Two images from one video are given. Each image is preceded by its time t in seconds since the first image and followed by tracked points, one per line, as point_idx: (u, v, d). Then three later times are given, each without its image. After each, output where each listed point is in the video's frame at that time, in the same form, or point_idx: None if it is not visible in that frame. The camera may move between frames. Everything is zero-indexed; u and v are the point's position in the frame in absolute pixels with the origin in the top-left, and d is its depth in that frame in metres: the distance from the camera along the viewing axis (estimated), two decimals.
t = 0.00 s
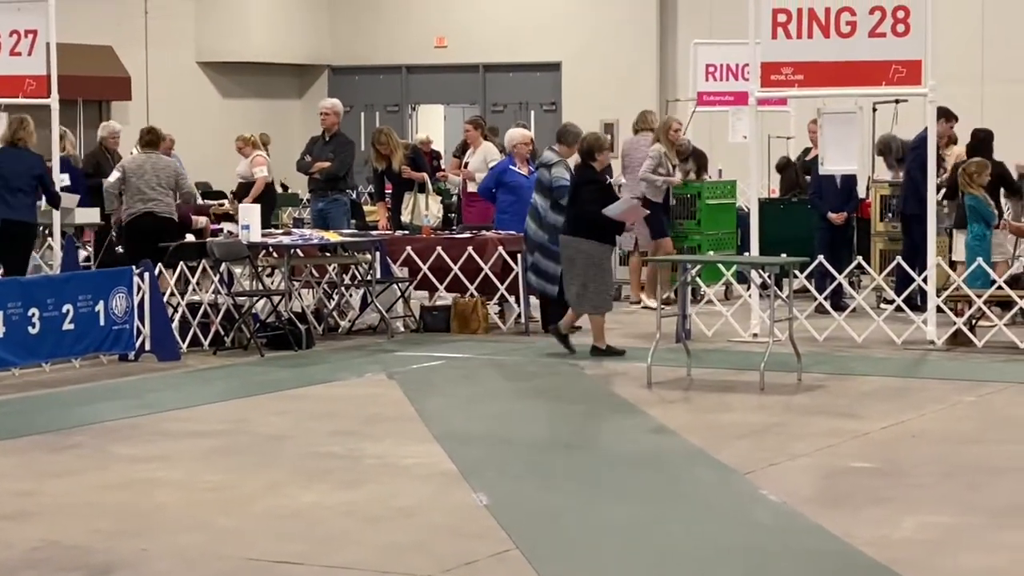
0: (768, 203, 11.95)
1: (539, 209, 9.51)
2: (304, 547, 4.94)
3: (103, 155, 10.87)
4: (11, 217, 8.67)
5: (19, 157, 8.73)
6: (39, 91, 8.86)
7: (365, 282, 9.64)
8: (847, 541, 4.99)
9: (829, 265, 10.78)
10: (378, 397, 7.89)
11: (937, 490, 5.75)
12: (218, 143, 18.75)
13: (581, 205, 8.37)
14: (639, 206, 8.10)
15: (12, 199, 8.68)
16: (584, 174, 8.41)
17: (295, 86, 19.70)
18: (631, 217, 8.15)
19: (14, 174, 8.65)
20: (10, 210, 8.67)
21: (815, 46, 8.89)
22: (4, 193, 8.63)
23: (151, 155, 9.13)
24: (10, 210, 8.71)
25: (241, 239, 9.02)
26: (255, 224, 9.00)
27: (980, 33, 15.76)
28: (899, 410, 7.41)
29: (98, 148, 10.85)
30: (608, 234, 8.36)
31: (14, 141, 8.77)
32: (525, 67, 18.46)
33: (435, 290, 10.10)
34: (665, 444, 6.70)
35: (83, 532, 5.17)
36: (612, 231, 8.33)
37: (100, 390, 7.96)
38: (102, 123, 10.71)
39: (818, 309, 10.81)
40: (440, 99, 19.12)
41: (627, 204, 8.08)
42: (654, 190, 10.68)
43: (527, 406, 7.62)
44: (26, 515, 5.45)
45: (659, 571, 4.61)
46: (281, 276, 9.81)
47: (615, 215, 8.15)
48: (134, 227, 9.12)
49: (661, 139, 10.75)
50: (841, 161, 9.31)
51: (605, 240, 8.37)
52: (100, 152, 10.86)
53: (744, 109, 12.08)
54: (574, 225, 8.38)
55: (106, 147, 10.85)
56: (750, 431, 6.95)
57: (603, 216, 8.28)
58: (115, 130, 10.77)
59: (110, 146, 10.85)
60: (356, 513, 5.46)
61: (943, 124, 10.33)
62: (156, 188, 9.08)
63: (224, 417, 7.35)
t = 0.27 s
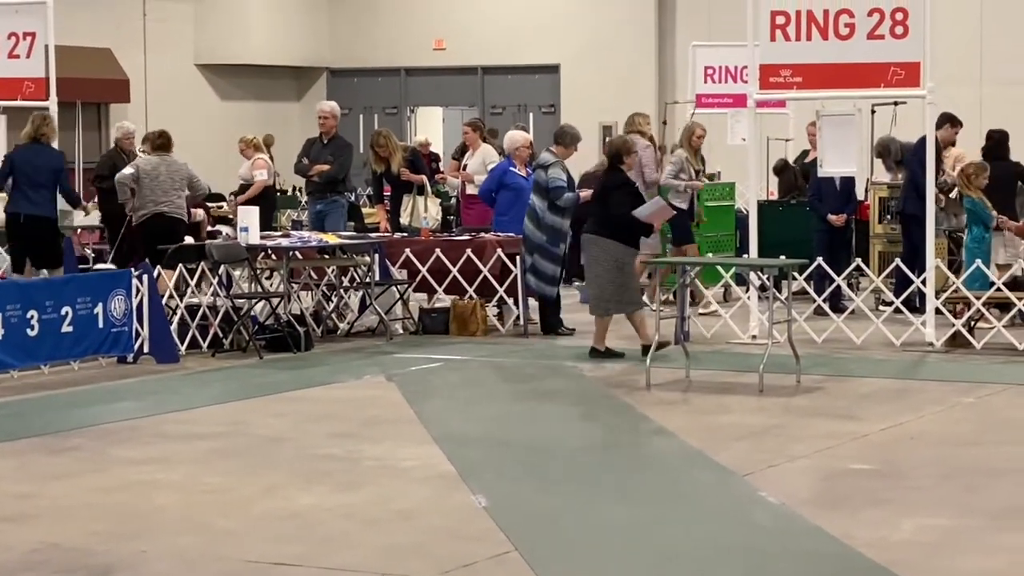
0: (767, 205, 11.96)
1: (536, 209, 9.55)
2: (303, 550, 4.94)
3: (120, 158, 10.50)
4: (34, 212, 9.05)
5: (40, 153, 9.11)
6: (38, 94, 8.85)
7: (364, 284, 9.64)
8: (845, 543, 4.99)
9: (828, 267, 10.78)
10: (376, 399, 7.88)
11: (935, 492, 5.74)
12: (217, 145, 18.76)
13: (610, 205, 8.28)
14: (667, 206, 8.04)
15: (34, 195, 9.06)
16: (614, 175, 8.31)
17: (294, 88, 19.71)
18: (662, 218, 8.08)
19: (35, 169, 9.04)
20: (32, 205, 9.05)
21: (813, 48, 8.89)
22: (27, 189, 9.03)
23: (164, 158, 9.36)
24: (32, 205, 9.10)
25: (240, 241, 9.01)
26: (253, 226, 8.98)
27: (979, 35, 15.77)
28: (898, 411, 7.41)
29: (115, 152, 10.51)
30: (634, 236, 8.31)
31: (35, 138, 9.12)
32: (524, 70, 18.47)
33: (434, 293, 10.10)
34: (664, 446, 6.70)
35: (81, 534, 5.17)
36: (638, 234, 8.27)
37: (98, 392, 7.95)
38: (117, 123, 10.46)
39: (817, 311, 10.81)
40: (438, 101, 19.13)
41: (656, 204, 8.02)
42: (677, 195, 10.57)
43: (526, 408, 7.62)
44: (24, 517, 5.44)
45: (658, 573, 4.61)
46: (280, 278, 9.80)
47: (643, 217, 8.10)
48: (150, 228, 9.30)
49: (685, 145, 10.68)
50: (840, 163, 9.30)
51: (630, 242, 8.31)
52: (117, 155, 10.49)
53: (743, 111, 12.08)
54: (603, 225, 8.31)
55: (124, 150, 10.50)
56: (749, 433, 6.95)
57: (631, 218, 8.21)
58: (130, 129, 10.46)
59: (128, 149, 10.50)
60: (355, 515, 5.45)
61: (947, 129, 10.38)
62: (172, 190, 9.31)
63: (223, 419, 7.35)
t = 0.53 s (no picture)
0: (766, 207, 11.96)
1: (534, 210, 9.56)
2: (302, 551, 4.94)
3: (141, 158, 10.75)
4: (63, 217, 9.04)
5: (67, 158, 9.09)
6: (37, 96, 8.85)
7: (363, 286, 9.63)
8: (843, 545, 4.98)
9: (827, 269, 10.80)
10: (376, 401, 7.88)
11: (934, 493, 5.74)
12: (216, 147, 18.75)
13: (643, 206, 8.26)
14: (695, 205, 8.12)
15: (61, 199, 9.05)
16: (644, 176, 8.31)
17: (294, 90, 19.70)
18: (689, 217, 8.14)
19: (62, 175, 9.01)
20: (60, 211, 9.04)
21: (812, 50, 8.89)
22: (55, 194, 9.01)
23: (170, 158, 9.40)
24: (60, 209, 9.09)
25: (239, 243, 9.01)
26: (252, 228, 8.98)
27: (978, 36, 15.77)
28: (898, 413, 7.41)
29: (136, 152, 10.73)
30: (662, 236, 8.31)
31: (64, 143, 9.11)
32: (523, 72, 18.47)
33: (434, 294, 10.09)
34: (663, 448, 6.70)
35: (82, 536, 5.17)
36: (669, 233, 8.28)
37: (98, 394, 7.95)
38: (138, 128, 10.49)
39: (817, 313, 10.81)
40: (437, 103, 19.12)
41: (687, 203, 8.08)
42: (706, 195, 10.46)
43: (525, 410, 7.62)
44: (24, 519, 5.44)
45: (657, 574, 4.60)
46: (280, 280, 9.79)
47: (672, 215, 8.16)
48: (155, 228, 9.34)
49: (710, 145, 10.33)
50: (839, 165, 9.30)
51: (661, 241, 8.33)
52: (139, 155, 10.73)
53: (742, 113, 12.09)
54: (636, 226, 8.29)
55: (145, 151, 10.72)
56: (748, 435, 6.95)
57: (664, 217, 8.21)
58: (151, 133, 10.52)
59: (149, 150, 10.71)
60: (354, 517, 5.45)
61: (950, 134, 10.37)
62: (179, 190, 9.35)
63: (222, 421, 7.35)
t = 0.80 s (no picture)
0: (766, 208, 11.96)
1: (534, 213, 9.56)
2: (301, 553, 4.94)
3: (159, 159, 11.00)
4: (85, 211, 9.20)
5: (91, 155, 9.30)
6: (36, 98, 8.85)
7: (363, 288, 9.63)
8: (843, 546, 4.99)
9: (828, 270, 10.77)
10: (376, 403, 7.88)
11: (934, 495, 5.74)
12: (216, 149, 18.75)
13: (669, 208, 8.32)
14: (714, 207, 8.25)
15: (84, 194, 9.22)
16: (665, 178, 8.32)
17: (293, 92, 19.70)
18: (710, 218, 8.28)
19: (86, 169, 9.21)
20: (83, 205, 9.21)
21: (812, 51, 8.89)
22: (77, 189, 9.19)
23: (180, 161, 9.52)
24: (82, 205, 9.26)
25: (239, 245, 9.01)
26: (251, 230, 8.97)
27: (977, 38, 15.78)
28: (897, 415, 7.41)
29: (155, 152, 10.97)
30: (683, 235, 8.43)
31: (87, 140, 9.33)
32: (522, 73, 18.46)
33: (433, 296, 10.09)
34: (663, 449, 6.70)
35: (82, 538, 5.17)
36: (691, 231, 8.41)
37: (98, 396, 7.95)
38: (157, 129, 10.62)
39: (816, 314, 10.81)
40: (437, 105, 19.12)
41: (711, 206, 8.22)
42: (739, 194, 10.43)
43: (524, 412, 7.62)
44: (24, 521, 5.44)
45: None
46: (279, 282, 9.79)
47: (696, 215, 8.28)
48: (163, 230, 9.46)
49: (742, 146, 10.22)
50: (839, 167, 9.31)
51: (683, 236, 8.47)
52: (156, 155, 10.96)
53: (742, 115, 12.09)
54: (663, 228, 8.36)
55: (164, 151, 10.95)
56: (748, 436, 6.95)
57: (690, 218, 8.30)
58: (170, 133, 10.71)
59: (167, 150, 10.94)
60: (354, 519, 5.45)
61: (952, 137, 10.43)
62: (189, 191, 9.47)
63: (222, 423, 7.35)
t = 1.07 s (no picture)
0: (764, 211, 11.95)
1: (534, 215, 9.57)
2: (300, 556, 4.94)
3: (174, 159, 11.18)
4: (105, 217, 9.11)
5: (109, 160, 9.20)
6: (36, 101, 8.85)
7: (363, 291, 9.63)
8: (842, 549, 4.99)
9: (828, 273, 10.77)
10: (375, 405, 7.88)
11: (933, 498, 5.74)
12: (216, 152, 18.76)
13: (694, 210, 8.35)
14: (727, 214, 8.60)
15: (104, 199, 9.12)
16: (689, 182, 8.30)
17: (293, 94, 19.71)
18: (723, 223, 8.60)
19: (105, 175, 9.10)
20: (103, 210, 9.11)
21: (810, 54, 8.90)
22: (97, 194, 9.09)
23: (188, 161, 9.74)
24: (101, 210, 9.16)
25: (238, 248, 9.00)
26: (251, 233, 8.97)
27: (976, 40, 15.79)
28: (897, 417, 7.40)
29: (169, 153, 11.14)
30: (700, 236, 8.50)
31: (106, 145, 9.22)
32: (522, 76, 18.46)
33: (432, 299, 10.08)
34: (662, 452, 6.70)
35: (82, 541, 5.17)
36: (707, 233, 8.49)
37: (98, 399, 7.96)
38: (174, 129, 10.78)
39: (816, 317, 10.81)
40: (436, 107, 19.13)
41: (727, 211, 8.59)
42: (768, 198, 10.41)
43: (524, 414, 7.61)
44: (24, 524, 5.44)
45: None
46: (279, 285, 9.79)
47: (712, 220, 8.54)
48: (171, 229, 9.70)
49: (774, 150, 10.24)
50: (838, 169, 9.31)
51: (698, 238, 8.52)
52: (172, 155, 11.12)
53: (741, 117, 12.09)
54: (686, 230, 8.38)
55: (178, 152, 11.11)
56: (747, 439, 6.95)
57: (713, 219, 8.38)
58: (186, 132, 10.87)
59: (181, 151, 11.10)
60: (353, 522, 5.45)
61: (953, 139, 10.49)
62: (198, 192, 9.70)
63: (221, 426, 7.35)
